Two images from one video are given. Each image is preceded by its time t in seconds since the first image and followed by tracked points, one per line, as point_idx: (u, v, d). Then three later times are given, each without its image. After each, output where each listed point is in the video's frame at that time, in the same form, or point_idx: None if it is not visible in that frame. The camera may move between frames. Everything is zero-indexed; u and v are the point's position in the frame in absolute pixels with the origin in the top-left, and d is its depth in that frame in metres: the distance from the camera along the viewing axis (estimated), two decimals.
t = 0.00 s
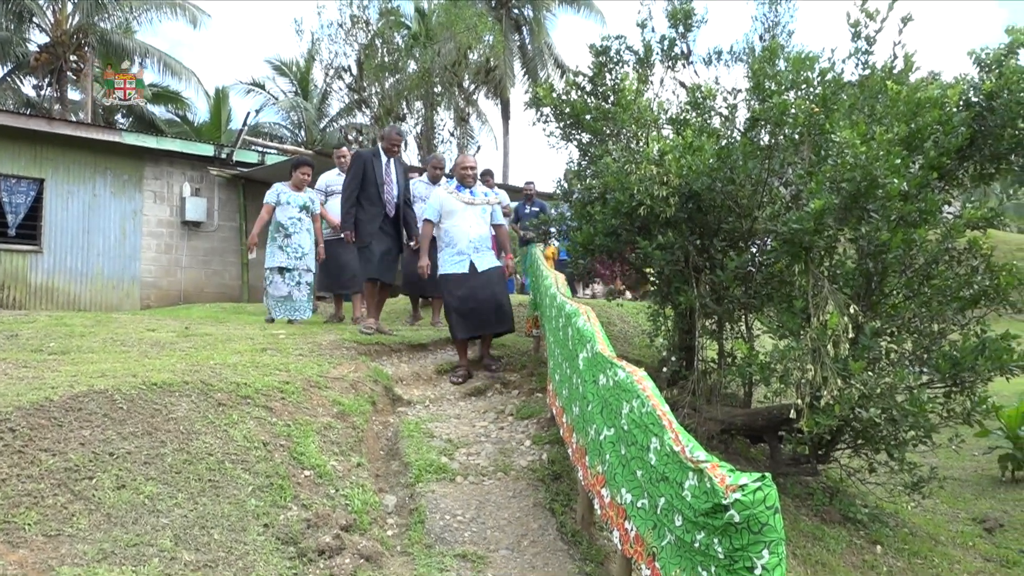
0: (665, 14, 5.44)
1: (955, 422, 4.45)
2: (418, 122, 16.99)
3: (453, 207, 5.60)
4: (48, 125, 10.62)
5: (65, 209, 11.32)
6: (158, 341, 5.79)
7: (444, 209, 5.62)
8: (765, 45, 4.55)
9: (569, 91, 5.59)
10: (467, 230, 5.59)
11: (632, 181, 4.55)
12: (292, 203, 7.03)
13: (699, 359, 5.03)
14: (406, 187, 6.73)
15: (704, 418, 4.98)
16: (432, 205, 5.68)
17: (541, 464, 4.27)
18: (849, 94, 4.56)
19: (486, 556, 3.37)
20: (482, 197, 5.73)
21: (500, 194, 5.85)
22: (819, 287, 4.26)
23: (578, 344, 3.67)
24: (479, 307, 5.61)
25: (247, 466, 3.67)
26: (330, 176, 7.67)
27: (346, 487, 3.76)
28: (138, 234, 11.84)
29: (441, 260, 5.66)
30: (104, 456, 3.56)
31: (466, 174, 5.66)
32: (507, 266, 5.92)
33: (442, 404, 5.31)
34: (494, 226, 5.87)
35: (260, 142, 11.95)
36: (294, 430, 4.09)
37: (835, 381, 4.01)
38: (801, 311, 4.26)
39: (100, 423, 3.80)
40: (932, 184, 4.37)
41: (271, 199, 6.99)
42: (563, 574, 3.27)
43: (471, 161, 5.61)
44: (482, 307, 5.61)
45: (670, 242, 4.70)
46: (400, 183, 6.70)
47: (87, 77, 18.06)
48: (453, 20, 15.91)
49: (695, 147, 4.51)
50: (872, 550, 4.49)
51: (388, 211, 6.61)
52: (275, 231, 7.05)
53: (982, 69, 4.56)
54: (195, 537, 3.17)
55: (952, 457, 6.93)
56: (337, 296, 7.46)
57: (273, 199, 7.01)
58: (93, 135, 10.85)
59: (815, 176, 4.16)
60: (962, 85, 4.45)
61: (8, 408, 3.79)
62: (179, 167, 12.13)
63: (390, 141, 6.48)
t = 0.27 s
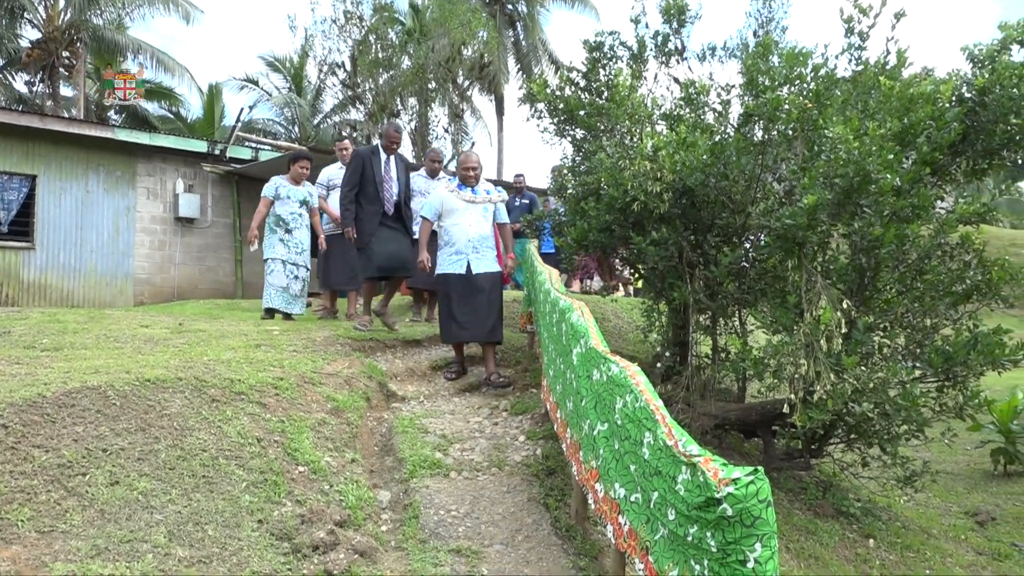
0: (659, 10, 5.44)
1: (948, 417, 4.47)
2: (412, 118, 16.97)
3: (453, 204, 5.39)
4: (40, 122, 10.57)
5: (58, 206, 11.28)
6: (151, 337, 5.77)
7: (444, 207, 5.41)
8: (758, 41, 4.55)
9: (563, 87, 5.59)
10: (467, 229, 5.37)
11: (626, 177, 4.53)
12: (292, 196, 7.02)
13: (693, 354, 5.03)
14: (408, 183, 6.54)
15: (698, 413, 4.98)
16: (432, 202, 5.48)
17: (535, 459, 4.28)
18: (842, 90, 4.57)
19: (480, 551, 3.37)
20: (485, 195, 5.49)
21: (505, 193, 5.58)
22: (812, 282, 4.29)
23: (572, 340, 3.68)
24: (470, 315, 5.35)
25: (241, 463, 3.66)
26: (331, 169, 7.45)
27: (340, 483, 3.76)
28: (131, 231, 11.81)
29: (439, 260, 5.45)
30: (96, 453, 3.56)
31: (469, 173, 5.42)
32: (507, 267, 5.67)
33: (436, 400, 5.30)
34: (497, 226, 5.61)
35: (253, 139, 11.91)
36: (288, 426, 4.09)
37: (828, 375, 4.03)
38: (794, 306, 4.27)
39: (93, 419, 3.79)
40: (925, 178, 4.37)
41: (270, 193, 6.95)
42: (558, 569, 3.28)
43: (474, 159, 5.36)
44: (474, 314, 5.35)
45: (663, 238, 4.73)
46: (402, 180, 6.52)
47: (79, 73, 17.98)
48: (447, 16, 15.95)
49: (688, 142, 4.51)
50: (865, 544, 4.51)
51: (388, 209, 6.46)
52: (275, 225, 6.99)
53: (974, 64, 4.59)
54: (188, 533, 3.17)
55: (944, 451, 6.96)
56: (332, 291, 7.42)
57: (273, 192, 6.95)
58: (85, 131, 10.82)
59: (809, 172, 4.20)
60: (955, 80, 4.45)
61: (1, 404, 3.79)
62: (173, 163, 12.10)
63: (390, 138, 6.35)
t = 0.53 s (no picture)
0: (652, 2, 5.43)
1: (939, 408, 4.49)
2: (405, 111, 16.95)
3: (459, 206, 5.17)
4: (31, 114, 10.52)
5: (49, 199, 11.23)
6: (143, 330, 5.76)
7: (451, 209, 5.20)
8: (751, 34, 4.54)
9: (555, 80, 5.58)
10: (473, 230, 5.18)
11: (619, 169, 4.52)
12: (288, 188, 6.94)
13: (686, 346, 5.05)
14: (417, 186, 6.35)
15: (691, 405, 5.00)
16: (439, 202, 5.27)
17: (528, 451, 4.29)
18: (834, 83, 4.58)
19: (473, 542, 3.39)
20: (493, 197, 5.25)
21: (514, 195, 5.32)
22: (804, 274, 4.31)
23: (564, 332, 3.68)
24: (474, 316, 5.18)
25: (234, 455, 3.67)
26: (331, 162, 7.16)
27: (333, 475, 3.77)
28: (122, 224, 11.76)
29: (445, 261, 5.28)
30: (89, 445, 3.56)
31: (478, 173, 5.18)
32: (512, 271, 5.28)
33: (430, 392, 5.31)
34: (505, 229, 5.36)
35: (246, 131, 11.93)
36: (281, 419, 4.10)
37: (820, 367, 4.06)
38: (786, 298, 4.29)
39: (85, 412, 3.79)
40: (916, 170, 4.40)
41: (265, 183, 6.83)
42: (550, 559, 3.30)
43: (484, 160, 5.09)
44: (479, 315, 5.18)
45: (656, 230, 4.71)
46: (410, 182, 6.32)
47: (70, 65, 17.88)
48: (440, 8, 16.17)
49: (680, 134, 4.50)
50: (856, 534, 4.54)
51: (396, 211, 6.25)
52: (271, 217, 6.91)
53: (967, 58, 4.60)
54: (181, 525, 3.17)
55: (935, 442, 7.01)
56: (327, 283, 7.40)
57: (269, 183, 6.85)
58: (75, 124, 10.78)
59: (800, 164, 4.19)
60: (946, 73, 4.46)
61: None
62: (165, 156, 12.05)
63: (397, 140, 6.22)
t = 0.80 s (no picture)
0: None
1: (931, 401, 4.52)
2: (399, 104, 16.93)
3: (457, 195, 5.15)
4: (22, 108, 10.47)
5: (41, 193, 11.20)
6: (136, 324, 5.75)
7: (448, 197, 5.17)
8: (744, 28, 4.56)
9: (550, 73, 5.59)
10: (470, 220, 5.15)
11: (612, 163, 4.50)
12: (282, 179, 6.93)
13: (679, 340, 5.06)
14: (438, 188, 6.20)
15: (684, 398, 5.01)
16: (436, 190, 5.24)
17: (522, 444, 4.30)
18: (828, 77, 4.59)
19: (467, 535, 3.40)
20: (491, 186, 5.23)
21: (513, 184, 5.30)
22: (797, 268, 4.33)
23: (558, 325, 3.68)
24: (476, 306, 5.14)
25: (227, 449, 3.66)
26: (327, 155, 7.09)
27: (327, 469, 3.77)
28: (115, 218, 11.72)
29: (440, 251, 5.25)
30: (82, 439, 3.56)
31: (477, 161, 5.18)
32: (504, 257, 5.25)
33: (424, 386, 5.32)
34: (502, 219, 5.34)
35: (238, 125, 11.80)
36: (275, 413, 4.10)
37: (813, 360, 4.08)
38: (779, 292, 4.30)
39: (78, 406, 3.79)
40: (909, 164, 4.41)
41: (259, 174, 6.81)
42: (544, 552, 3.31)
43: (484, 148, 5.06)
44: (479, 307, 5.15)
45: (649, 224, 4.72)
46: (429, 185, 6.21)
47: (62, 58, 17.79)
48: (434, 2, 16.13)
49: (674, 128, 4.51)
50: (848, 527, 4.57)
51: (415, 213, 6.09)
52: (266, 210, 6.88)
53: (960, 52, 4.61)
54: (175, 519, 3.18)
55: (928, 435, 7.04)
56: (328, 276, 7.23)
57: (263, 175, 6.82)
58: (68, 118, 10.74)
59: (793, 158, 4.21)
60: (939, 66, 4.46)
61: None
62: (157, 150, 11.97)
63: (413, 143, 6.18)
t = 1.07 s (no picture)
0: None
1: (922, 392, 4.55)
2: (393, 96, 16.90)
3: (446, 190, 5.00)
4: (13, 99, 10.42)
5: (32, 185, 11.13)
6: (129, 317, 5.74)
7: (437, 194, 5.03)
8: (738, 20, 4.56)
9: (543, 66, 5.57)
10: (460, 217, 5.02)
11: (606, 155, 4.53)
12: (275, 166, 6.89)
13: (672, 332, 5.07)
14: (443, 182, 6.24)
15: (677, 390, 5.02)
16: (424, 187, 5.08)
17: (515, 436, 4.31)
18: (821, 70, 4.58)
19: (460, 526, 3.41)
20: (480, 180, 5.12)
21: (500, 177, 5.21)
22: (790, 260, 4.34)
23: (551, 317, 3.69)
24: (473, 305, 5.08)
25: (220, 441, 3.66)
26: (321, 146, 6.97)
27: (321, 460, 3.77)
28: (107, 211, 11.67)
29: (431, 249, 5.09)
30: (74, 431, 3.56)
31: (466, 155, 5.03)
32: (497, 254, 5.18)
33: (417, 378, 5.32)
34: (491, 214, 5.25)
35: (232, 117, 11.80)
36: (268, 405, 4.10)
37: (805, 352, 4.11)
38: (772, 284, 4.31)
39: (70, 398, 3.79)
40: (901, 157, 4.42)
41: (252, 160, 6.76)
42: (537, 543, 3.32)
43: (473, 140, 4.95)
44: (475, 306, 5.09)
45: (642, 217, 4.70)
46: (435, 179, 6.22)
47: (53, 50, 17.68)
48: None
49: (667, 120, 4.50)
50: (840, 517, 4.59)
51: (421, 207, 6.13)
52: (259, 196, 6.82)
53: (954, 45, 4.64)
54: (168, 510, 3.18)
55: (920, 427, 7.08)
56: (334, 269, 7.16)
57: (255, 160, 6.77)
58: (60, 110, 10.69)
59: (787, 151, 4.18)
60: (932, 60, 4.45)
61: None
62: (149, 142, 11.93)
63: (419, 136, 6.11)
